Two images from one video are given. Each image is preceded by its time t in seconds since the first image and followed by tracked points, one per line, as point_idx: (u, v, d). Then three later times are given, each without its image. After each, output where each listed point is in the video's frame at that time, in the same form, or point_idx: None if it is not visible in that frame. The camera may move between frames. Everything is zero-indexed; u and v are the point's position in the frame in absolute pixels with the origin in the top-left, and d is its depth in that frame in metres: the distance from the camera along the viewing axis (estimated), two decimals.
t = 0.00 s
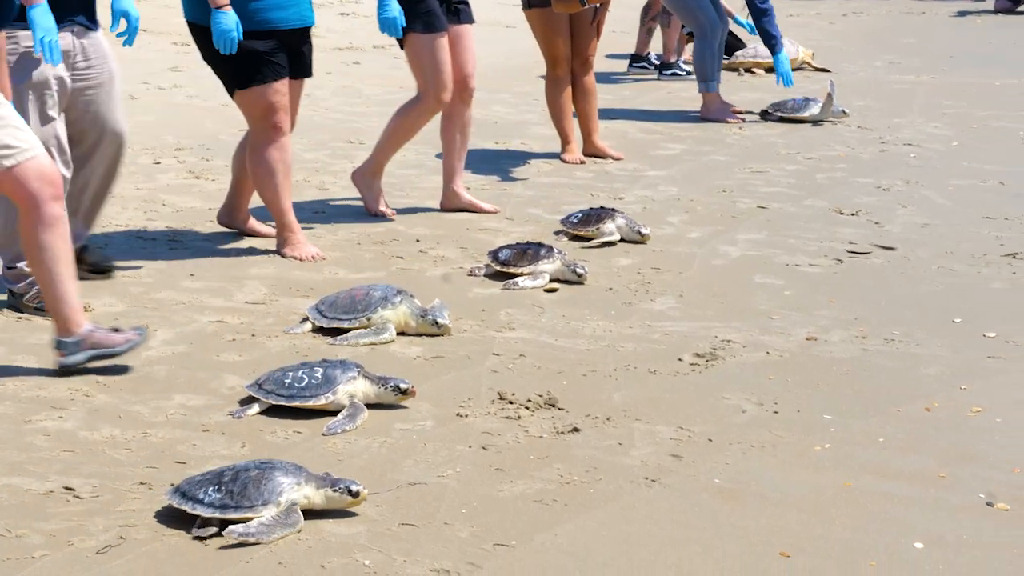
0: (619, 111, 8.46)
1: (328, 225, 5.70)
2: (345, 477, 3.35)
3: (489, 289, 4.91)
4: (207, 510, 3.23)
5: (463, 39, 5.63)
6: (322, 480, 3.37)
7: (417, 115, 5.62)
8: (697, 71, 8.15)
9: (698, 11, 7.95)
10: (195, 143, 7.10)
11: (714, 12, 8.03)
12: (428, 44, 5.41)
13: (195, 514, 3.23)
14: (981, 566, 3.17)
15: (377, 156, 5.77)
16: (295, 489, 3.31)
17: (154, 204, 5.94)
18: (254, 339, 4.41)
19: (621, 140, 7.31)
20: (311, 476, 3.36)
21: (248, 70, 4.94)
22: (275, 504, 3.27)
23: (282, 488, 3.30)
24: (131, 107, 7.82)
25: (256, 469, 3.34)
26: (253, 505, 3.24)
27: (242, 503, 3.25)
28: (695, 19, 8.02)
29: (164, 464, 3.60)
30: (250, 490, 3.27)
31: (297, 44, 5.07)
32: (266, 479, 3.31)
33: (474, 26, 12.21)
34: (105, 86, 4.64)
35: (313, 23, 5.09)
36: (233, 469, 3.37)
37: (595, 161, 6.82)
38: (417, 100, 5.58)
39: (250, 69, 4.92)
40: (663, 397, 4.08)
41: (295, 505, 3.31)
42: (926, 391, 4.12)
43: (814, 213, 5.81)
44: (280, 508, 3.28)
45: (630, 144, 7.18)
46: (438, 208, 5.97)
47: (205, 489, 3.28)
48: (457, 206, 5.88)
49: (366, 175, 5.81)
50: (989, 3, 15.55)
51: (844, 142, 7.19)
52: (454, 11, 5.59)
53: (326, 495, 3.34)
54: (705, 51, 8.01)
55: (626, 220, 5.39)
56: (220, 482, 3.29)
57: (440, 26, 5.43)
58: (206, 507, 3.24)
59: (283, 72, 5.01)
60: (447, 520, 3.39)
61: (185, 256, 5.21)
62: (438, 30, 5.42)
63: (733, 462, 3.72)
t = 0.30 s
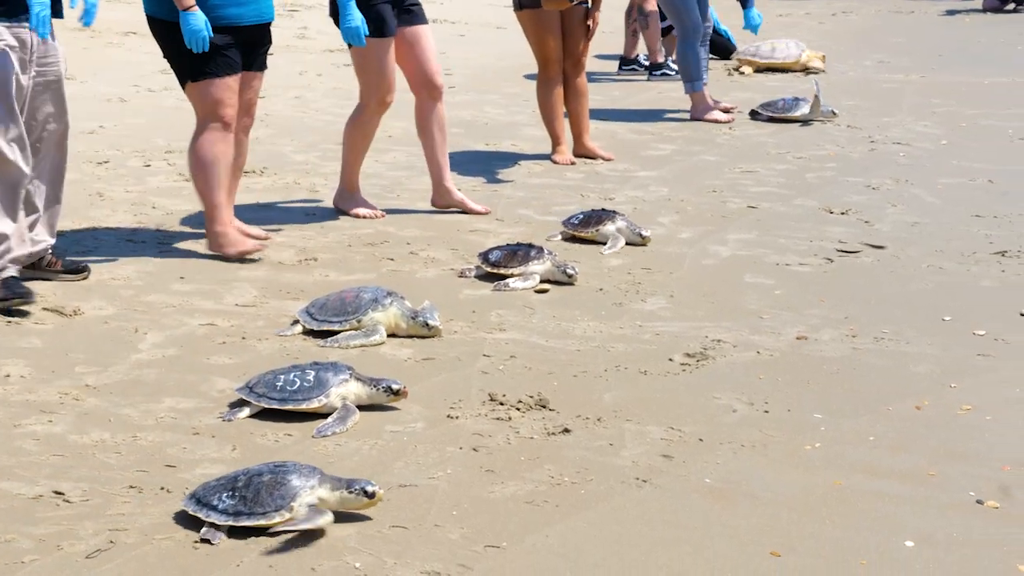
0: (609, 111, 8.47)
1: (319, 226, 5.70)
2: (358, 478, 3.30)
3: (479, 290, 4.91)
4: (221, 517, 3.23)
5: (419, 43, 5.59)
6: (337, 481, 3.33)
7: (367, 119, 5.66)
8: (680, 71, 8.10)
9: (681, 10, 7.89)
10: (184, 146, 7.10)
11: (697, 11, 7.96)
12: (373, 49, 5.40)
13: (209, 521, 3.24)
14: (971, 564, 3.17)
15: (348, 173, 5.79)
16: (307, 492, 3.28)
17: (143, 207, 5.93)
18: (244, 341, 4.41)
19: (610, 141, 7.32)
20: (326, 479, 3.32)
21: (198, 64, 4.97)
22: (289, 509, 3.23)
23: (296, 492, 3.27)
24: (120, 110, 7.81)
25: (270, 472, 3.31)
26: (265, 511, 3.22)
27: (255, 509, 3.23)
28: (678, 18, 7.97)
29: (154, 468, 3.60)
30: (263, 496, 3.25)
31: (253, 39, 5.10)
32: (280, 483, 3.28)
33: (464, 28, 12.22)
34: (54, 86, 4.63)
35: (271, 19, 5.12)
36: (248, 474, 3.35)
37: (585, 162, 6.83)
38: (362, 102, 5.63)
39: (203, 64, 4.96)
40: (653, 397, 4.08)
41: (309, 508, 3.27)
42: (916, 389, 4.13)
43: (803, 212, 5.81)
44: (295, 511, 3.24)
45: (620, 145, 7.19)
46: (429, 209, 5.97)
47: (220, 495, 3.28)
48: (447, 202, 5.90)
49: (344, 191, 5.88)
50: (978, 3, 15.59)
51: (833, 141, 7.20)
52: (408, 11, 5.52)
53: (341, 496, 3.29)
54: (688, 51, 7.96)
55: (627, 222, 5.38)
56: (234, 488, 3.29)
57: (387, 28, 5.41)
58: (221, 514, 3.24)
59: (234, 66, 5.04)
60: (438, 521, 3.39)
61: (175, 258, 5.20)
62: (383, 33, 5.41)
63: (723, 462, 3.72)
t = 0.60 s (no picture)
0: (602, 118, 8.46)
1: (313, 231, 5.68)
2: (386, 487, 3.33)
3: (473, 297, 4.90)
4: (245, 522, 3.23)
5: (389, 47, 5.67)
6: (363, 491, 3.34)
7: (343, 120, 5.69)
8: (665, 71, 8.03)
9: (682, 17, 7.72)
10: (178, 151, 7.09)
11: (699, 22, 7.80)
12: (345, 51, 5.45)
13: (232, 525, 3.23)
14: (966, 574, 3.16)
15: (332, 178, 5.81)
16: (335, 501, 3.28)
17: (135, 211, 5.91)
18: (236, 347, 4.40)
19: (604, 148, 7.32)
20: (351, 488, 3.33)
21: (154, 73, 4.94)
22: (316, 517, 3.24)
23: (322, 500, 3.27)
24: (113, 115, 7.79)
25: (296, 480, 3.32)
26: (291, 517, 3.22)
27: (280, 515, 3.23)
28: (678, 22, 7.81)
29: (146, 473, 3.58)
30: (289, 502, 3.25)
31: (213, 44, 5.08)
32: (306, 491, 3.28)
33: (459, 33, 12.23)
34: (21, 84, 4.61)
35: (230, 24, 5.12)
36: (274, 480, 3.35)
37: (578, 169, 6.82)
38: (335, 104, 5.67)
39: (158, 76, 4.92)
40: (647, 405, 4.08)
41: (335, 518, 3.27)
42: (910, 398, 4.13)
43: (796, 220, 5.82)
44: (322, 520, 3.24)
45: (613, 152, 7.19)
46: (422, 216, 5.96)
47: (245, 500, 3.28)
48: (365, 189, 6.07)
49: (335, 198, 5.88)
50: (973, 12, 15.63)
51: (827, 149, 7.21)
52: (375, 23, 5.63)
53: (367, 504, 3.31)
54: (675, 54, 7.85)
55: (635, 230, 5.38)
56: (260, 493, 3.28)
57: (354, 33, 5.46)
58: (245, 518, 3.23)
59: (189, 78, 5.03)
60: (431, 528, 3.38)
61: (168, 263, 5.18)
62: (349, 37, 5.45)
63: (717, 470, 3.72)
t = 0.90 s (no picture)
0: (600, 121, 8.49)
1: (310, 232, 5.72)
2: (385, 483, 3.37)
3: (468, 298, 4.93)
4: (250, 522, 3.27)
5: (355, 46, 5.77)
6: (362, 487, 3.39)
7: (336, 121, 5.74)
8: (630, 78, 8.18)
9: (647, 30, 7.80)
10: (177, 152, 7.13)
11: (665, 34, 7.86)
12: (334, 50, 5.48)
13: (237, 526, 3.27)
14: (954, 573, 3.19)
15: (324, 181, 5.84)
16: (336, 498, 3.34)
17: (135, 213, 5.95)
18: (233, 347, 4.44)
19: (601, 151, 7.36)
20: (351, 485, 3.38)
21: (101, 73, 4.97)
22: (319, 514, 3.29)
23: (324, 498, 3.33)
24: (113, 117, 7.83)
25: (297, 478, 3.36)
26: (295, 516, 3.27)
27: (284, 514, 3.27)
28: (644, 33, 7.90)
29: (142, 472, 3.62)
30: (292, 501, 3.29)
31: (158, 44, 5.13)
32: (307, 489, 3.33)
33: (459, 37, 12.28)
34: None
35: (174, 24, 5.16)
36: (274, 479, 3.39)
37: (575, 172, 6.86)
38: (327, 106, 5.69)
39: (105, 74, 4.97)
40: (640, 406, 4.11)
41: (337, 514, 3.33)
42: (902, 401, 4.15)
43: (791, 224, 5.85)
44: (325, 517, 3.30)
45: (610, 155, 7.22)
46: (419, 218, 6.00)
47: (247, 500, 3.31)
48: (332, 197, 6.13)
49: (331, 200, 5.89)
50: (970, 17, 15.68)
51: (823, 153, 7.25)
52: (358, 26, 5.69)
53: (368, 501, 3.36)
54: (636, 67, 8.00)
55: (641, 235, 5.41)
56: (262, 492, 3.32)
57: (342, 33, 5.50)
58: (249, 518, 3.27)
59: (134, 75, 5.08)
60: (424, 528, 3.41)
61: (166, 264, 5.22)
62: (338, 37, 5.48)
63: (709, 471, 3.75)
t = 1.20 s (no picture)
0: (588, 120, 8.48)
1: (296, 231, 5.70)
2: (370, 482, 3.36)
3: (454, 298, 4.92)
4: (235, 523, 3.25)
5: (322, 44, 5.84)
6: (347, 488, 3.37)
7: (306, 113, 5.74)
8: (606, 74, 8.16)
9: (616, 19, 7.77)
10: (163, 151, 7.10)
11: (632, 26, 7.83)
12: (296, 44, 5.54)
13: (223, 527, 3.26)
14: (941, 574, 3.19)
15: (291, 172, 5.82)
16: (322, 499, 3.32)
17: (120, 210, 5.92)
18: (218, 347, 4.42)
19: (588, 151, 7.35)
20: (336, 486, 3.36)
21: (48, 71, 5.03)
22: (304, 515, 3.28)
23: (309, 499, 3.31)
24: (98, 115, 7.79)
25: (282, 479, 3.35)
26: (281, 517, 3.25)
27: (270, 515, 3.26)
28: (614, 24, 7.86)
29: (127, 472, 3.60)
30: (278, 502, 3.28)
31: (106, 42, 5.16)
32: (292, 490, 3.31)
33: (446, 36, 12.25)
34: None
35: (123, 22, 5.19)
36: (259, 480, 3.37)
37: (562, 172, 6.85)
38: (296, 98, 5.71)
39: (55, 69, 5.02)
40: (627, 406, 4.11)
41: (322, 514, 3.31)
42: (889, 401, 4.16)
43: (777, 224, 5.85)
44: (311, 518, 3.28)
45: (597, 155, 7.22)
46: (405, 217, 5.98)
47: (232, 501, 3.29)
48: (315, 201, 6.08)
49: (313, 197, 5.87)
50: (955, 19, 15.75)
51: (809, 154, 7.26)
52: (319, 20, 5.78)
53: (353, 501, 3.34)
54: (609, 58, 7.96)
55: (640, 237, 5.36)
56: (247, 493, 3.30)
57: (306, 27, 5.56)
58: (234, 520, 3.26)
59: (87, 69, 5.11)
60: (410, 528, 3.40)
61: (151, 263, 5.20)
62: (301, 31, 5.54)
63: (696, 471, 3.74)
